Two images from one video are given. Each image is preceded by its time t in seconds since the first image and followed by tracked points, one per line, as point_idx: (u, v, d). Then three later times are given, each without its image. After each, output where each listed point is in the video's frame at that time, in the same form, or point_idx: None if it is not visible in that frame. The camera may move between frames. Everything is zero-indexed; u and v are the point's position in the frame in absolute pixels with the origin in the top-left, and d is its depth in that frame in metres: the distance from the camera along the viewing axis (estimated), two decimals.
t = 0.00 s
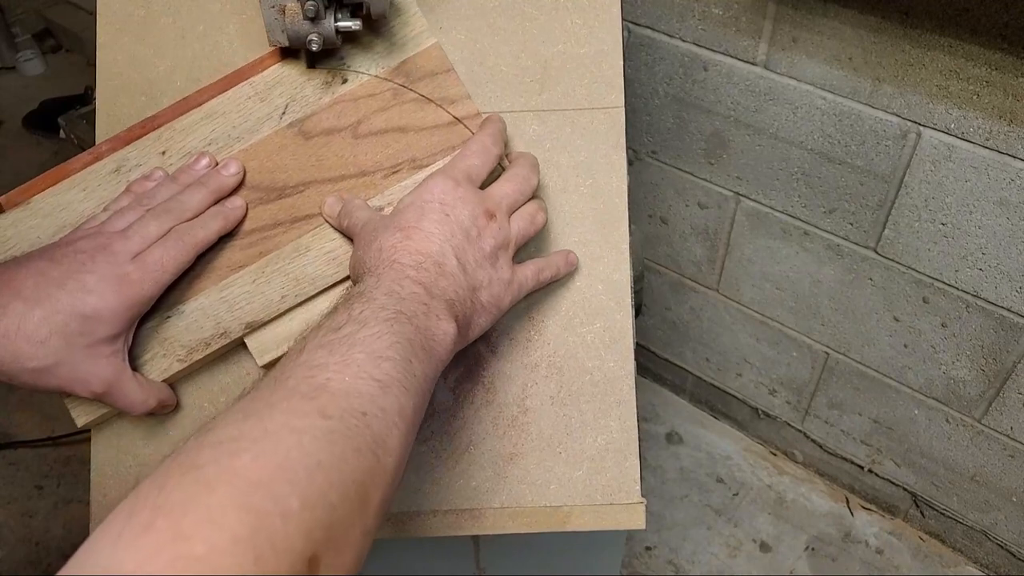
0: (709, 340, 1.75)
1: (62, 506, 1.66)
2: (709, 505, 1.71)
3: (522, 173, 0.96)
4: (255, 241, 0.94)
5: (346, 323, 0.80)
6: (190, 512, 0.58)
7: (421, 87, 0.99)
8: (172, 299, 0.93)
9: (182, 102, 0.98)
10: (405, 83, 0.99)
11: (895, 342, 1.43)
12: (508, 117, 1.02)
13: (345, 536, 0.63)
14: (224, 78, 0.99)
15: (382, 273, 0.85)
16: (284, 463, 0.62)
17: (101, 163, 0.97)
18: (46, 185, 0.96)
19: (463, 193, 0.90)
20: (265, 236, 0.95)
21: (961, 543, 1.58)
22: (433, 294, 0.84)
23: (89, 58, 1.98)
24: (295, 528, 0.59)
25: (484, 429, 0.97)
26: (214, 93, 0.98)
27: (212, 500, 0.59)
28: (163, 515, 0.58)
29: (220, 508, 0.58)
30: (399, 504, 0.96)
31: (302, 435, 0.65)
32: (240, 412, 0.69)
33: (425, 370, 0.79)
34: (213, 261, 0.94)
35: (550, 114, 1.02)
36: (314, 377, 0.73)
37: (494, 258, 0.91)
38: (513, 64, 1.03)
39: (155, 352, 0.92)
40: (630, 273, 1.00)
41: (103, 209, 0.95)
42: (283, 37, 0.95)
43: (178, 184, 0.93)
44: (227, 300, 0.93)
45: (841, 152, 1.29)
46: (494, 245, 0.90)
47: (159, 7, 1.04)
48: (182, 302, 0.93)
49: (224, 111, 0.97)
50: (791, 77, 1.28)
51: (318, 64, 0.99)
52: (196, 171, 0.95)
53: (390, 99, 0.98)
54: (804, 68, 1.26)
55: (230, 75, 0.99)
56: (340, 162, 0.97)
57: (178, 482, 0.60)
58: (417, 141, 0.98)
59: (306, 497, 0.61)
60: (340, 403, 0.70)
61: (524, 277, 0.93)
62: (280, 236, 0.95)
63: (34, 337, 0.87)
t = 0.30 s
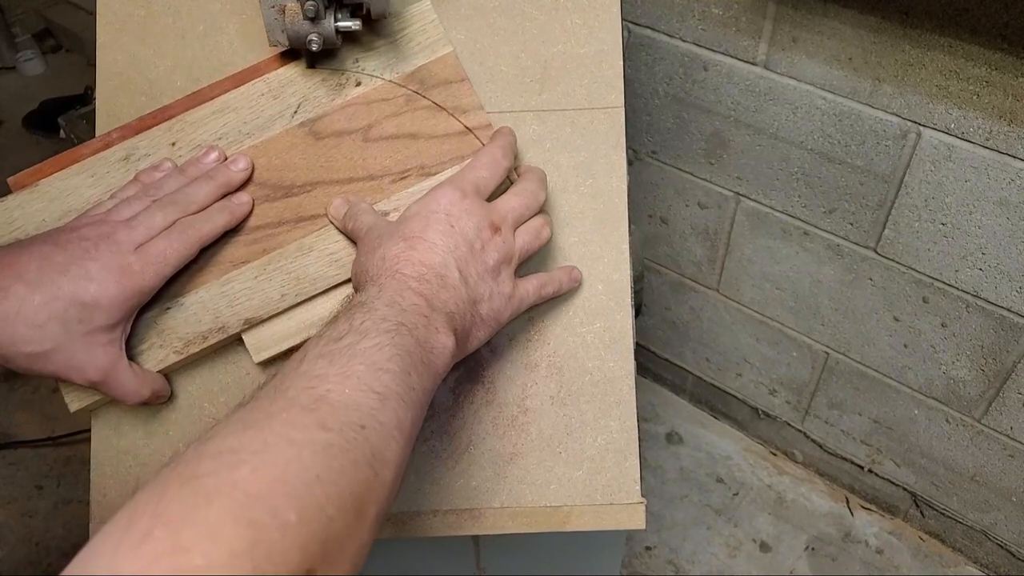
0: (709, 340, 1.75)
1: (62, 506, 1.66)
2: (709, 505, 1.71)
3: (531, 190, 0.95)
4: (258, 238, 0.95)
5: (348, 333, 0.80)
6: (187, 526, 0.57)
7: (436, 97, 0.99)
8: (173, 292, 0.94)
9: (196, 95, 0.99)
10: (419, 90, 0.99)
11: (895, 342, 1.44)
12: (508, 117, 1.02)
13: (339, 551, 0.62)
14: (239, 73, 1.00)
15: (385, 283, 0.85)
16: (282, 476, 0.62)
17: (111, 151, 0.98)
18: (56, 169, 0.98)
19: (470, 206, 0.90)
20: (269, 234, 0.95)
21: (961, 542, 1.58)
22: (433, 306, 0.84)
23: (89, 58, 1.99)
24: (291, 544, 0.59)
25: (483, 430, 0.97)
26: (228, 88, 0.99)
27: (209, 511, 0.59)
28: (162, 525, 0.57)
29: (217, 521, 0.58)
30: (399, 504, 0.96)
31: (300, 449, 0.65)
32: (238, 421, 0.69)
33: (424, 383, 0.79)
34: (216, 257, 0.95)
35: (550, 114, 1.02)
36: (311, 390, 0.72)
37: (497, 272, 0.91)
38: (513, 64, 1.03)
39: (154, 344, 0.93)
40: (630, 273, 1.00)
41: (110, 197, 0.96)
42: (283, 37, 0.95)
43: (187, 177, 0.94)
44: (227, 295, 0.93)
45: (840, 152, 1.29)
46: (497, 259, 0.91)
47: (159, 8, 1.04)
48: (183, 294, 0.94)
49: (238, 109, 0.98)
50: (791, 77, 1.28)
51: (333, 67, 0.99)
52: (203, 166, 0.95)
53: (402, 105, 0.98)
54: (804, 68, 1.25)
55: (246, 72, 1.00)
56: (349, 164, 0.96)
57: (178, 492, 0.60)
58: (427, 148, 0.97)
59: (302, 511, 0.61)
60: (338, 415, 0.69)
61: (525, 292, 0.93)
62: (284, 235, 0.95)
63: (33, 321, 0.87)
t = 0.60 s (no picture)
0: (709, 340, 1.75)
1: (62, 506, 1.66)
2: (709, 505, 1.71)
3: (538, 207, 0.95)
4: (261, 236, 0.95)
5: (346, 344, 0.80)
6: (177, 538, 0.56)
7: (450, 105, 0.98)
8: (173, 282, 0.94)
9: (211, 89, 0.99)
10: (433, 98, 0.98)
11: (895, 342, 1.44)
12: (508, 117, 1.01)
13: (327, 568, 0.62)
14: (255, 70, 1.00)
15: (385, 293, 0.85)
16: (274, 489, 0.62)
17: (122, 139, 0.98)
18: (64, 152, 0.98)
19: (476, 218, 0.90)
20: (273, 232, 0.95)
21: (961, 543, 1.58)
22: (433, 319, 0.84)
23: (89, 58, 1.99)
24: (279, 561, 0.58)
25: (483, 430, 0.97)
26: (244, 84, 0.99)
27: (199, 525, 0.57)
28: (149, 540, 0.56)
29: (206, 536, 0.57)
30: (398, 505, 0.96)
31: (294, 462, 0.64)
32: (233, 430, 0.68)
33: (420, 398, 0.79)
34: (218, 251, 0.94)
35: (550, 114, 1.02)
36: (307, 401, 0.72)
37: (498, 286, 0.91)
38: (512, 64, 1.02)
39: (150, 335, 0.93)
40: (630, 273, 1.00)
41: (119, 185, 0.96)
42: (283, 37, 0.95)
43: (195, 171, 0.94)
44: (228, 290, 0.94)
45: (840, 152, 1.29)
46: (500, 273, 0.91)
47: (159, 8, 1.04)
48: (184, 286, 0.94)
49: (252, 104, 0.98)
50: (791, 77, 1.28)
51: (350, 70, 0.99)
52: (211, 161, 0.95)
53: (415, 112, 0.98)
54: (805, 68, 1.25)
55: (261, 69, 0.99)
56: (357, 167, 0.96)
57: (167, 504, 0.59)
58: (436, 156, 0.97)
59: (293, 525, 0.60)
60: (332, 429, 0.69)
61: (527, 307, 0.93)
62: (289, 234, 0.95)
63: (33, 304, 0.88)
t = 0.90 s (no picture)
0: (709, 340, 1.75)
1: (62, 506, 1.65)
2: (709, 505, 1.71)
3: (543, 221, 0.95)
4: (265, 234, 0.95)
5: (345, 355, 0.80)
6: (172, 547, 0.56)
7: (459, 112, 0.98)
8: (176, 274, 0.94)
9: (224, 83, 0.99)
10: (445, 105, 0.98)
11: (895, 342, 1.44)
12: (508, 117, 1.01)
13: None
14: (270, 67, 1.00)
15: (386, 304, 0.85)
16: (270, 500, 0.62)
17: (132, 128, 0.98)
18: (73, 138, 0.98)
19: (481, 230, 0.90)
20: (278, 230, 0.95)
21: (961, 543, 1.58)
22: (432, 330, 0.84)
23: (88, 58, 1.99)
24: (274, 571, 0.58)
25: (483, 431, 0.97)
26: (257, 80, 0.99)
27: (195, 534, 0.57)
28: (143, 550, 0.56)
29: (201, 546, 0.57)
30: (398, 505, 0.96)
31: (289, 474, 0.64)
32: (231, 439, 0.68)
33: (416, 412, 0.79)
34: (222, 245, 0.95)
35: (550, 114, 1.02)
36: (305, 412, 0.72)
37: (499, 300, 0.91)
38: (513, 64, 1.02)
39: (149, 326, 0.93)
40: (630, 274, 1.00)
41: (127, 174, 0.96)
42: (283, 37, 0.95)
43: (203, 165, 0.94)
44: (228, 286, 0.94)
45: (840, 152, 1.29)
46: (502, 286, 0.91)
47: (159, 7, 1.04)
48: (185, 279, 0.94)
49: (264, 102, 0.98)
50: (791, 77, 1.28)
51: (363, 73, 0.99)
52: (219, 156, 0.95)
53: (425, 119, 0.98)
54: (804, 68, 1.25)
55: (275, 68, 1.00)
56: (366, 171, 0.96)
57: (162, 513, 0.59)
58: (443, 165, 0.97)
59: (287, 538, 0.60)
60: (328, 441, 0.69)
61: (526, 320, 0.93)
62: (294, 233, 0.95)
63: (34, 290, 0.89)
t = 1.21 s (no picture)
0: (709, 340, 1.75)
1: (62, 506, 1.66)
2: (709, 505, 1.71)
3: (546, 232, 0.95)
4: (268, 232, 0.95)
5: (343, 362, 0.80)
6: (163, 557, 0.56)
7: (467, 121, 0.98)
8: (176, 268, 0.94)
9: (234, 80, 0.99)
10: (455, 113, 0.98)
11: (894, 341, 1.44)
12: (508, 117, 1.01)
13: None
14: (278, 66, 1.00)
15: (386, 310, 0.85)
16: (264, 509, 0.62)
17: (141, 120, 0.98)
18: (83, 126, 0.99)
19: (484, 240, 0.90)
20: (282, 229, 0.95)
21: (961, 542, 1.59)
22: (430, 339, 0.84)
23: (88, 58, 1.99)
24: None
25: (483, 431, 0.97)
26: (268, 79, 0.99)
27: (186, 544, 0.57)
28: (133, 560, 0.56)
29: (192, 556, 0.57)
30: (397, 505, 0.96)
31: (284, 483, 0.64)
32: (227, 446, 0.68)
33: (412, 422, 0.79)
34: (224, 241, 0.95)
35: (549, 114, 1.02)
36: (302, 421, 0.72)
37: (499, 310, 0.91)
38: (512, 64, 1.02)
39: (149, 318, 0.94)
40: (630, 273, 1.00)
41: (134, 167, 0.96)
42: (282, 37, 0.95)
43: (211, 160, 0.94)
44: (229, 282, 0.94)
45: (840, 152, 1.29)
46: (502, 296, 0.91)
47: (159, 8, 1.04)
48: (186, 274, 0.94)
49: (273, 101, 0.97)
50: (791, 78, 1.28)
51: (376, 76, 0.98)
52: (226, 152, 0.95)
53: (434, 125, 0.97)
54: (804, 68, 1.25)
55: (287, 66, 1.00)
56: (373, 174, 0.96)
57: (155, 523, 0.59)
58: (449, 171, 0.97)
59: (280, 549, 0.60)
60: (324, 449, 0.69)
61: (524, 331, 0.93)
62: (297, 232, 0.95)
63: (36, 279, 0.89)
